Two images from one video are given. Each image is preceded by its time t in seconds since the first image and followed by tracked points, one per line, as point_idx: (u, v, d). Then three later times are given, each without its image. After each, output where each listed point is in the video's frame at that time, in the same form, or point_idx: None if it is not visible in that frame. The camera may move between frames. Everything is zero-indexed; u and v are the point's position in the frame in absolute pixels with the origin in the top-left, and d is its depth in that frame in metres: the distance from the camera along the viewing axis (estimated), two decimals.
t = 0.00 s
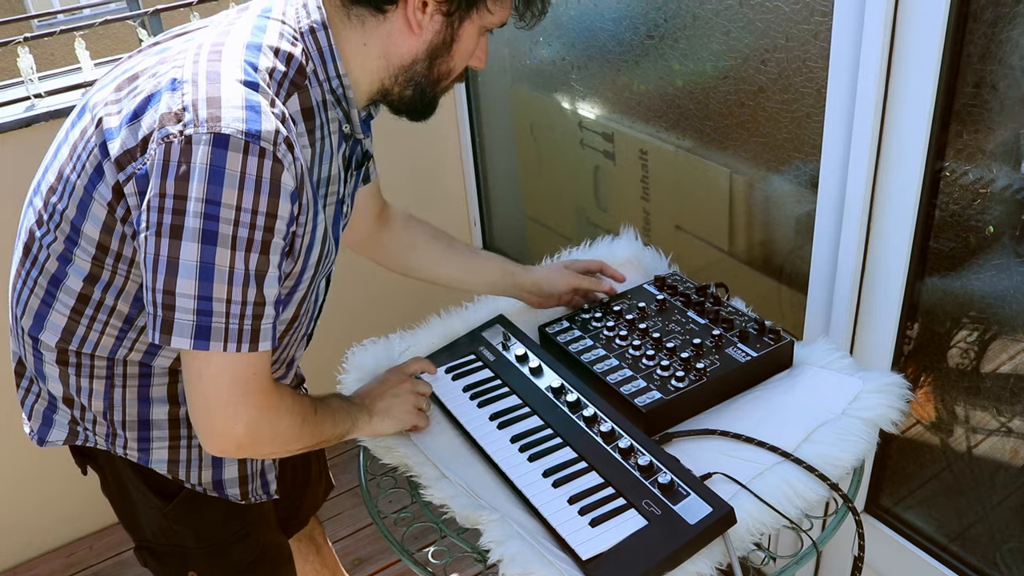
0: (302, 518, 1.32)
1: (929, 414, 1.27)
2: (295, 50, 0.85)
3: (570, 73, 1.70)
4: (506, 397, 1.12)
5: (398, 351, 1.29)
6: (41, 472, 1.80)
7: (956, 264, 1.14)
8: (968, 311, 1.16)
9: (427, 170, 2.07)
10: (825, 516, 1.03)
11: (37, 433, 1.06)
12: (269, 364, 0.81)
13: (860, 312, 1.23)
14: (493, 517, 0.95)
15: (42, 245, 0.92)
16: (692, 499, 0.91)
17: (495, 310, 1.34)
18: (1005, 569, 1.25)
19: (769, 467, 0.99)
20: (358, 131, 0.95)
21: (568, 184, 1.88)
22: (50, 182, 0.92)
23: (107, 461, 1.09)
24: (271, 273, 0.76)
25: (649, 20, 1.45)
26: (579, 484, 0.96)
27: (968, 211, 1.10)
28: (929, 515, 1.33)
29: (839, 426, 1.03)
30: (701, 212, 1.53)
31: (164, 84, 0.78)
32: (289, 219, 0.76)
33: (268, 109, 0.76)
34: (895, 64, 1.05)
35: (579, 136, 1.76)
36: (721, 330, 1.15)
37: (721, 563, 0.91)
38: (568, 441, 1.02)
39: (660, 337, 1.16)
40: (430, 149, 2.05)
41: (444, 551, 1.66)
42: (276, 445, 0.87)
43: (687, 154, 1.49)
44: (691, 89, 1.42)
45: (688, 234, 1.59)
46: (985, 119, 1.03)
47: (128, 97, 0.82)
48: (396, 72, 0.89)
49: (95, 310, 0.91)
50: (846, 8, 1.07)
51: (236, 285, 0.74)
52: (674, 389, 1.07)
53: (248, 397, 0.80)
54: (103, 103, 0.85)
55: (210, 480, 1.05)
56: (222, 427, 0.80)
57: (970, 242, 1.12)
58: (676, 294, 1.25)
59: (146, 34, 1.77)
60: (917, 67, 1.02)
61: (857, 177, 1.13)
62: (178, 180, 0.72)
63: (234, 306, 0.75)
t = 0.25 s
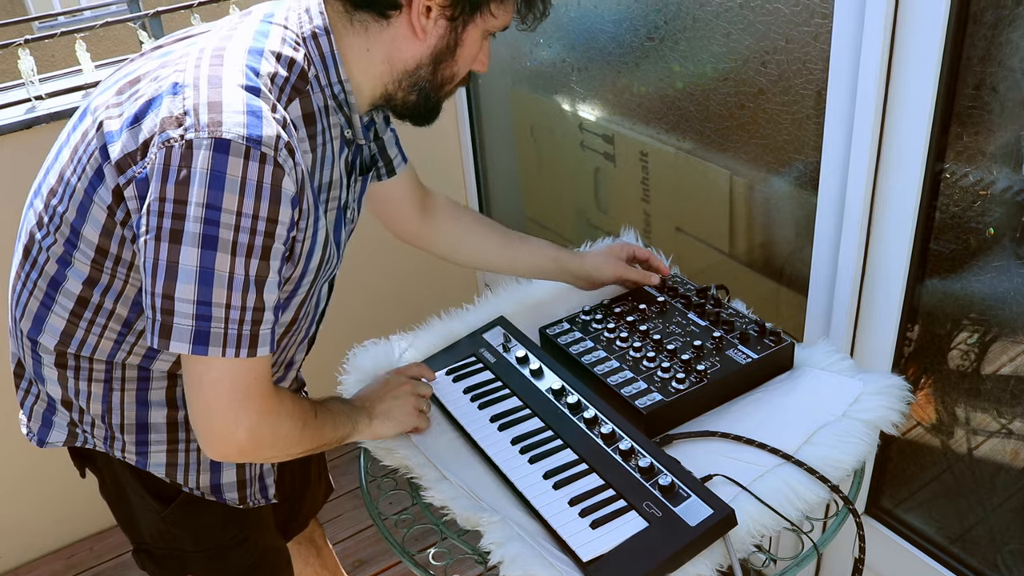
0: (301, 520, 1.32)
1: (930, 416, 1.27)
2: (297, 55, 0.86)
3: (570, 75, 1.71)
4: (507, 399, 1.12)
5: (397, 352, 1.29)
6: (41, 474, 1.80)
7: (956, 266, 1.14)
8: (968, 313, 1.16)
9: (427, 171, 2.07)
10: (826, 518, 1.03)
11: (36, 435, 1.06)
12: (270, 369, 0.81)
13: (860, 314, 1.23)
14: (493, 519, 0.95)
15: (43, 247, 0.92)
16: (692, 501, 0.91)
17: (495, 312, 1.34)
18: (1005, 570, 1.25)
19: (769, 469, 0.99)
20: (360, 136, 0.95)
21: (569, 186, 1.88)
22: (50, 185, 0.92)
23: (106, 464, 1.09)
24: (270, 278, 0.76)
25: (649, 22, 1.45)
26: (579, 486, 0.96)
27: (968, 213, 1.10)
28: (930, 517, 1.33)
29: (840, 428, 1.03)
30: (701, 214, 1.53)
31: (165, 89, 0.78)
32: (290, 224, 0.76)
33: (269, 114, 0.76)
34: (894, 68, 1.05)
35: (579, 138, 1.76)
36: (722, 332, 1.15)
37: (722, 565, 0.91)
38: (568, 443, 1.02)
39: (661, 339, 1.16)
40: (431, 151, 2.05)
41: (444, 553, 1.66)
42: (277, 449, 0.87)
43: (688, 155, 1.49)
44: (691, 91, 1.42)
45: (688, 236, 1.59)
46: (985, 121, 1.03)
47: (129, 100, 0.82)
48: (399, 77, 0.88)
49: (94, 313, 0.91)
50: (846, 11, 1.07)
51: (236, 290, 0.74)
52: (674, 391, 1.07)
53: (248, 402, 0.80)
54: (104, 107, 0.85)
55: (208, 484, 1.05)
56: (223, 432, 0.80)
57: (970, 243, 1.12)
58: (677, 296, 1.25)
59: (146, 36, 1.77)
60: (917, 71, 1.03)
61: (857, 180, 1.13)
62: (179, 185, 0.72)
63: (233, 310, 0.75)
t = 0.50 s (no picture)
0: (302, 522, 1.32)
1: (930, 418, 1.27)
2: (299, 60, 0.86)
3: (570, 77, 1.71)
4: (507, 401, 1.12)
5: (397, 355, 1.29)
6: (42, 476, 1.80)
7: (956, 268, 1.14)
8: (968, 314, 1.16)
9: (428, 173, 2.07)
10: (826, 520, 1.03)
11: (41, 434, 1.07)
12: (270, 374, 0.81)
13: (860, 316, 1.23)
14: (493, 521, 0.95)
15: (45, 249, 0.92)
16: (692, 503, 0.91)
17: (496, 314, 1.34)
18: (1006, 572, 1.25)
19: (769, 471, 0.99)
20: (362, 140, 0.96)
21: (569, 188, 1.88)
22: (53, 187, 0.92)
23: (107, 465, 1.09)
24: (270, 282, 0.76)
25: (649, 24, 1.45)
26: (579, 488, 0.96)
27: (968, 215, 1.10)
28: (930, 519, 1.33)
29: (840, 430, 1.03)
30: (702, 216, 1.53)
31: (167, 92, 0.78)
32: (290, 229, 0.76)
33: (271, 119, 0.77)
34: (894, 70, 1.05)
35: (580, 140, 1.76)
36: (722, 334, 1.15)
37: (721, 567, 0.91)
38: (569, 445, 1.02)
39: (661, 341, 1.16)
40: (432, 153, 2.05)
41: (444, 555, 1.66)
42: (277, 452, 0.87)
43: (688, 157, 1.50)
44: (691, 93, 1.42)
45: (688, 237, 1.59)
46: (985, 123, 1.03)
47: (132, 104, 0.82)
48: (401, 81, 0.88)
49: (96, 315, 0.91)
50: (847, 14, 1.07)
51: (235, 295, 0.74)
52: (675, 393, 1.07)
53: (248, 407, 0.80)
54: (106, 110, 0.85)
55: (209, 485, 1.05)
56: (223, 437, 0.80)
57: (970, 245, 1.12)
58: (677, 298, 1.26)
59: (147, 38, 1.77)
60: (917, 73, 1.03)
61: (857, 183, 1.13)
62: (180, 189, 0.72)
63: (233, 315, 0.75)
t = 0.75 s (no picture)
0: (303, 526, 1.32)
1: (930, 421, 1.27)
2: (301, 66, 0.86)
3: (570, 81, 1.71)
4: (507, 404, 1.12)
5: (398, 359, 1.29)
6: (43, 479, 1.80)
7: (955, 270, 1.14)
8: (968, 317, 1.16)
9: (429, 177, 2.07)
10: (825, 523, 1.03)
11: (43, 437, 1.07)
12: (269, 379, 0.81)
13: (859, 320, 1.24)
14: (493, 524, 0.95)
15: (47, 253, 0.92)
16: (691, 506, 0.91)
17: (496, 318, 1.34)
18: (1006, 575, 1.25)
19: (768, 474, 0.99)
20: (363, 146, 0.96)
21: (569, 191, 1.88)
22: (55, 191, 0.93)
23: (109, 468, 1.09)
24: (270, 288, 0.77)
25: (649, 28, 1.45)
26: (579, 491, 0.96)
27: (967, 218, 1.10)
28: (931, 521, 1.33)
29: (839, 433, 1.03)
30: (702, 219, 1.53)
31: (169, 98, 0.79)
32: (290, 235, 0.76)
33: (271, 125, 0.77)
34: (893, 75, 1.05)
35: (580, 143, 1.76)
36: (721, 337, 1.16)
37: (721, 569, 0.91)
38: (569, 448, 1.02)
39: (660, 344, 1.16)
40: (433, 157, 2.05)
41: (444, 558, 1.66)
42: (277, 457, 0.87)
43: (687, 161, 1.50)
44: (690, 96, 1.43)
45: (688, 240, 1.59)
46: (983, 126, 1.04)
47: (133, 109, 0.83)
48: (402, 88, 0.89)
49: (98, 319, 0.91)
50: (845, 19, 1.08)
51: (235, 301, 0.75)
52: (674, 397, 1.07)
53: (248, 412, 0.80)
54: (108, 115, 0.85)
55: (210, 489, 1.05)
56: (223, 442, 0.80)
57: (969, 248, 1.12)
58: (677, 301, 1.26)
59: (148, 43, 1.78)
60: (915, 78, 1.03)
61: (856, 186, 1.13)
62: (181, 195, 0.72)
63: (232, 321, 0.75)
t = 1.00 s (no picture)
0: (304, 527, 1.33)
1: (929, 422, 1.28)
2: (301, 70, 0.87)
3: (569, 83, 1.72)
4: (506, 405, 1.12)
5: (397, 360, 1.29)
6: (45, 481, 1.80)
7: (953, 272, 1.15)
8: (966, 318, 1.16)
9: (429, 180, 2.08)
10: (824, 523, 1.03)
11: (44, 437, 1.07)
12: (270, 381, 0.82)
13: (858, 322, 1.24)
14: (492, 525, 0.95)
15: (49, 255, 0.93)
16: (690, 507, 0.91)
17: (495, 320, 1.35)
18: None
19: (767, 475, 0.99)
20: (363, 149, 0.96)
21: (568, 194, 1.89)
22: (57, 194, 0.93)
23: (110, 469, 1.10)
24: (270, 292, 0.77)
25: (648, 30, 1.46)
26: (578, 491, 0.96)
27: (965, 219, 1.11)
28: (930, 523, 1.33)
29: (837, 434, 1.03)
30: (701, 221, 1.53)
31: (169, 102, 0.79)
32: (290, 239, 0.77)
33: (271, 129, 0.77)
34: (889, 78, 1.06)
35: (579, 146, 1.77)
36: (720, 339, 1.16)
37: (719, 569, 0.92)
38: (567, 450, 1.02)
39: (659, 346, 1.16)
40: (432, 159, 2.06)
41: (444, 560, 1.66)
42: (277, 459, 0.87)
43: (686, 163, 1.50)
44: (689, 99, 1.43)
45: (687, 242, 1.59)
46: (980, 128, 1.04)
47: (135, 113, 0.83)
48: (402, 92, 0.89)
49: (100, 320, 0.92)
50: (842, 22, 1.08)
51: (235, 304, 0.75)
52: (673, 398, 1.07)
53: (248, 415, 0.80)
54: (110, 119, 0.86)
55: (211, 489, 1.05)
56: (223, 444, 0.80)
57: (966, 249, 1.12)
58: (676, 303, 1.26)
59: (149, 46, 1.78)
60: (912, 81, 1.03)
61: (854, 189, 1.14)
62: (181, 199, 0.72)
63: (232, 325, 0.75)
